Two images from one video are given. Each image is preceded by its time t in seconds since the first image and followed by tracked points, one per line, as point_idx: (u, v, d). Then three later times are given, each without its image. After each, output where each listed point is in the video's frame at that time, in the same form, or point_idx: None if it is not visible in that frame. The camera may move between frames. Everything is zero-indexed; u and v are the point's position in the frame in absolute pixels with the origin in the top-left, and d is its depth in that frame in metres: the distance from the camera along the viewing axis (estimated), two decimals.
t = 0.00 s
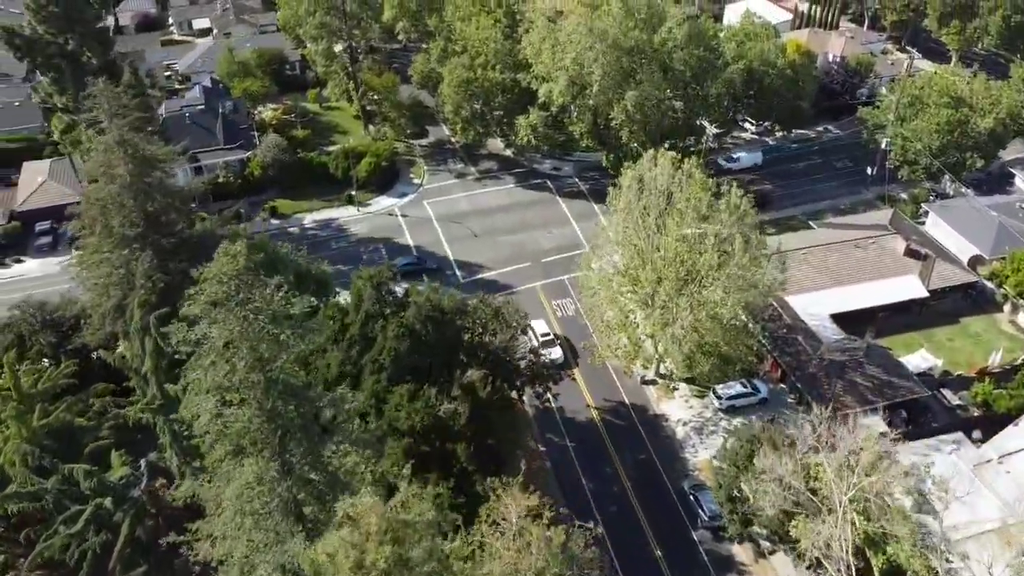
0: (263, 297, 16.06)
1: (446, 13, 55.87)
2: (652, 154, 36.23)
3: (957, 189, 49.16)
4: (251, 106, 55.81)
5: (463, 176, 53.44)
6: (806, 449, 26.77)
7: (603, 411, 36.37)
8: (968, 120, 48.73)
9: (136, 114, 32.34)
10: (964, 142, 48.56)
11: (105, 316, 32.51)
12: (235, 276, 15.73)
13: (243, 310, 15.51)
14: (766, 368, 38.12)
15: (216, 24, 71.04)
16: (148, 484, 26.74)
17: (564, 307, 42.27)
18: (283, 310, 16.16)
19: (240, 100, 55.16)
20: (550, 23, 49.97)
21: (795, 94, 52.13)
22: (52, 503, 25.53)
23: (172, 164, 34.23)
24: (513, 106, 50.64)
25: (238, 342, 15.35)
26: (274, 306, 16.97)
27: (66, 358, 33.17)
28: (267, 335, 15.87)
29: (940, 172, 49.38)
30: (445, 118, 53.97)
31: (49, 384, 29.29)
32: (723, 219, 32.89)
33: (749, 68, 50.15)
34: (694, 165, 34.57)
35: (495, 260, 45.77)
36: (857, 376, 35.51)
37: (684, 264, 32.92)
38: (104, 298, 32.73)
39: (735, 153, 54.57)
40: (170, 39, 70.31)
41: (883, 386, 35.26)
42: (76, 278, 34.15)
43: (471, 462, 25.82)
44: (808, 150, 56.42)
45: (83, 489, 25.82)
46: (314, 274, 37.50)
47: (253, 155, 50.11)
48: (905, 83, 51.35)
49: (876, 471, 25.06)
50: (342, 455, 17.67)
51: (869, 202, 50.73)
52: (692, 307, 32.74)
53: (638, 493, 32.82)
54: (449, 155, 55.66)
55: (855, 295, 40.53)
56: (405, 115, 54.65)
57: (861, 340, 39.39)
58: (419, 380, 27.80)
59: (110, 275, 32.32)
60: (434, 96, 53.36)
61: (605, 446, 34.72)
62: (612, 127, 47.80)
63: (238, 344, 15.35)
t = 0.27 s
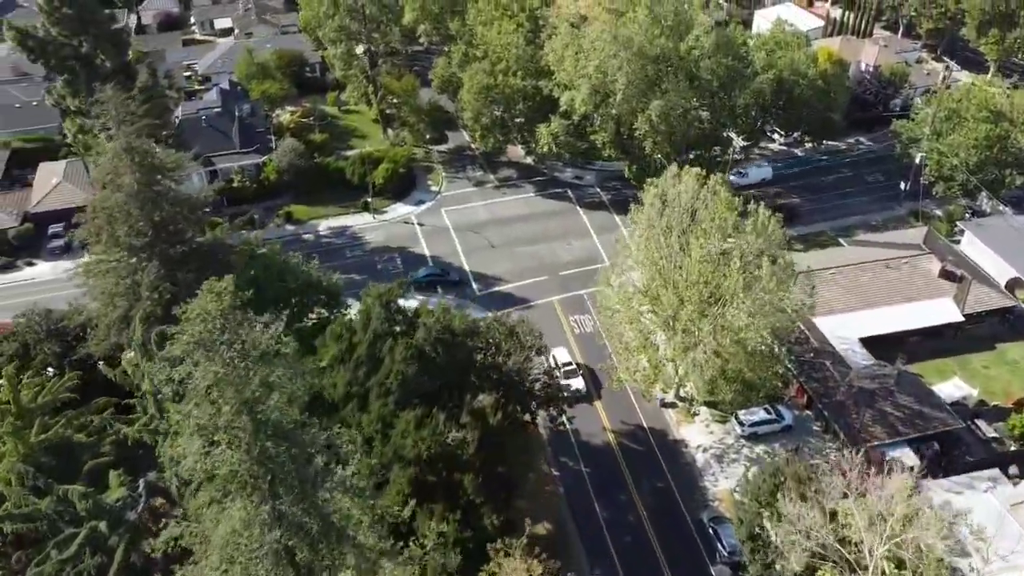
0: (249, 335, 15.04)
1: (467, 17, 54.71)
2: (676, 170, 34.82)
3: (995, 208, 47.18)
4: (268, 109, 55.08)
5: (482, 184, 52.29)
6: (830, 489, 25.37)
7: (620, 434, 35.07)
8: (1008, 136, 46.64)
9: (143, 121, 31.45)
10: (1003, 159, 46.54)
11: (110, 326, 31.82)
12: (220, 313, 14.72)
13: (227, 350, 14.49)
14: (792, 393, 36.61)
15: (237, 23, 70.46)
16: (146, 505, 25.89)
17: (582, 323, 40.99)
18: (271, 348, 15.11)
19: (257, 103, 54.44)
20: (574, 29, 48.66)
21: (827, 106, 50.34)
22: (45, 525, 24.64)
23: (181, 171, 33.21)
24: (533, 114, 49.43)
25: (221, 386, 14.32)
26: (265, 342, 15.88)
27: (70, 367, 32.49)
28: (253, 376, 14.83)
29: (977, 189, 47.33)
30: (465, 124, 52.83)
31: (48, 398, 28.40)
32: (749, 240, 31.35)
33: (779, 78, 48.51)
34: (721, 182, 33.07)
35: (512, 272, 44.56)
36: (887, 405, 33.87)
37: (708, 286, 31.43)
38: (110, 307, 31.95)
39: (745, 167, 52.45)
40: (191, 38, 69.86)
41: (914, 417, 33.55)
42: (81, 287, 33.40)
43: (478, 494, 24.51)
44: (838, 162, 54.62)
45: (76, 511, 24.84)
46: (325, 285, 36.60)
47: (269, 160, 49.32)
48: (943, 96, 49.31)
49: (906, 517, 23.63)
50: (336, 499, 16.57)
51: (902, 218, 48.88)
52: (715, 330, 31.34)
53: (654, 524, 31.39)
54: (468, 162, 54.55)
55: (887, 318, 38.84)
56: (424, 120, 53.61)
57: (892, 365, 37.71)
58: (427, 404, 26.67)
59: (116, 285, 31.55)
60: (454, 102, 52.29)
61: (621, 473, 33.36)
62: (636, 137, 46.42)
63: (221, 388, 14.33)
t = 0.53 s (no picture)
0: (229, 384, 14.00)
1: (489, 22, 53.57)
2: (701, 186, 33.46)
3: None
4: (286, 113, 54.30)
5: (501, 193, 51.09)
6: (863, 542, 23.77)
7: (637, 460, 33.76)
8: None
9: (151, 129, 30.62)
10: None
11: (114, 338, 31.05)
12: (196, 361, 13.69)
13: (205, 400, 13.46)
14: (817, 421, 35.09)
15: (259, 24, 69.84)
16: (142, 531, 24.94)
17: (600, 341, 39.67)
18: (254, 397, 14.05)
19: (275, 106, 53.67)
20: (598, 35, 47.35)
21: (860, 118, 48.54)
22: (37, 550, 23.76)
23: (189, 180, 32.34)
24: (555, 122, 48.28)
25: (198, 440, 13.31)
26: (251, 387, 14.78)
27: (73, 379, 31.71)
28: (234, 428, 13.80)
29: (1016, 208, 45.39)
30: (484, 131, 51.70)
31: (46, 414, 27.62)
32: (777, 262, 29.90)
33: (811, 89, 46.86)
34: (747, 201, 31.62)
35: (529, 285, 43.32)
36: (919, 437, 32.26)
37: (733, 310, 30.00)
38: (114, 319, 31.13)
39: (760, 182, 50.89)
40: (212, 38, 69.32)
41: (948, 452, 31.89)
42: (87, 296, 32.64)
43: (486, 530, 23.32)
44: (869, 177, 52.81)
45: (69, 536, 23.92)
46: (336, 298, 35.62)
47: (285, 165, 48.50)
48: (982, 110, 47.39)
49: (937, 569, 22.20)
50: (327, 552, 15.50)
51: (936, 237, 46.99)
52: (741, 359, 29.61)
53: (672, 558, 29.99)
54: (487, 170, 53.41)
55: (920, 344, 37.09)
56: (444, 127, 52.51)
57: (924, 394, 35.98)
58: (435, 431, 25.48)
59: (121, 297, 30.73)
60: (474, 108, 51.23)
61: (638, 503, 32.00)
62: (660, 148, 44.98)
63: (197, 443, 13.32)
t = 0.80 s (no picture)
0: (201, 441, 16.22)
1: (513, 27, 52.38)
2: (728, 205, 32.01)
3: None
4: (305, 117, 53.51)
5: (521, 202, 49.87)
6: None
7: (654, 490, 32.39)
8: None
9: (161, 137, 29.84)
10: None
11: (118, 350, 30.24)
12: (176, 419, 16.09)
13: (176, 461, 15.70)
14: (846, 453, 33.44)
15: (282, 25, 69.21)
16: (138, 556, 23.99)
17: (619, 361, 38.27)
18: (226, 454, 16.32)
19: (294, 110, 52.90)
20: (624, 42, 45.98)
21: (895, 132, 46.70)
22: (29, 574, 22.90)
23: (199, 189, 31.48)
24: (578, 131, 47.03)
25: (169, 499, 15.61)
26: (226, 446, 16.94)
27: (78, 391, 30.91)
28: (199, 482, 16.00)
29: None
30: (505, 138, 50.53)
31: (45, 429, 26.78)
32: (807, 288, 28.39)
33: (844, 101, 45.12)
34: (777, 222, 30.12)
35: (547, 300, 42.04)
36: (954, 474, 30.52)
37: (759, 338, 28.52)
38: (119, 331, 30.30)
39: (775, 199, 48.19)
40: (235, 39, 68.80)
41: (985, 491, 30.14)
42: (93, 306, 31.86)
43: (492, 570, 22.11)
44: (903, 192, 50.86)
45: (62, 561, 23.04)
46: (348, 311, 34.57)
47: (301, 171, 47.66)
48: None
49: None
50: None
51: (974, 258, 45.03)
52: (766, 391, 27.90)
53: None
54: (508, 178, 52.22)
55: (956, 373, 35.27)
56: (464, 133, 51.45)
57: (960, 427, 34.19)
58: (442, 460, 24.47)
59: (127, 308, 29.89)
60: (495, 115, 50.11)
61: (656, 536, 30.56)
62: (686, 161, 43.62)
63: (163, 495, 15.59)
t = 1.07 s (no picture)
0: (164, 513, 17.52)
1: (537, 33, 51.10)
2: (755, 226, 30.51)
3: None
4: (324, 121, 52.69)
5: (541, 213, 48.61)
6: None
7: (672, 523, 30.95)
8: None
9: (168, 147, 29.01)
10: None
11: (122, 364, 29.43)
12: (136, 491, 17.22)
13: (138, 533, 17.02)
14: (874, 489, 31.79)
15: (305, 26, 68.51)
16: None
17: (637, 383, 36.85)
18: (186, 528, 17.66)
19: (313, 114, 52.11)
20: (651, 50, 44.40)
21: (932, 148, 44.80)
22: None
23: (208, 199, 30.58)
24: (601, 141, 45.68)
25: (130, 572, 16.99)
26: (193, 515, 18.15)
27: (80, 405, 30.16)
28: (162, 554, 17.39)
29: None
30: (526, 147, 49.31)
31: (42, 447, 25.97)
32: (838, 318, 26.82)
33: (880, 114, 43.28)
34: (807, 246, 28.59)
35: (565, 316, 40.73)
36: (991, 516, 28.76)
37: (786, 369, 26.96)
38: (122, 344, 29.49)
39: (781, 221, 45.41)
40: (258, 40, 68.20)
41: None
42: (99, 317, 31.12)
43: None
44: (939, 210, 48.90)
45: None
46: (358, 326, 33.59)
47: (318, 178, 46.83)
48: None
49: None
50: None
51: (1013, 281, 43.02)
52: (793, 427, 26.27)
53: None
54: (528, 187, 51.02)
55: (994, 406, 33.42)
56: (485, 141, 50.35)
57: (997, 464, 32.37)
58: (448, 493, 23.59)
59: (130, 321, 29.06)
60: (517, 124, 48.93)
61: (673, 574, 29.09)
62: (712, 175, 42.30)
63: (125, 568, 16.96)
